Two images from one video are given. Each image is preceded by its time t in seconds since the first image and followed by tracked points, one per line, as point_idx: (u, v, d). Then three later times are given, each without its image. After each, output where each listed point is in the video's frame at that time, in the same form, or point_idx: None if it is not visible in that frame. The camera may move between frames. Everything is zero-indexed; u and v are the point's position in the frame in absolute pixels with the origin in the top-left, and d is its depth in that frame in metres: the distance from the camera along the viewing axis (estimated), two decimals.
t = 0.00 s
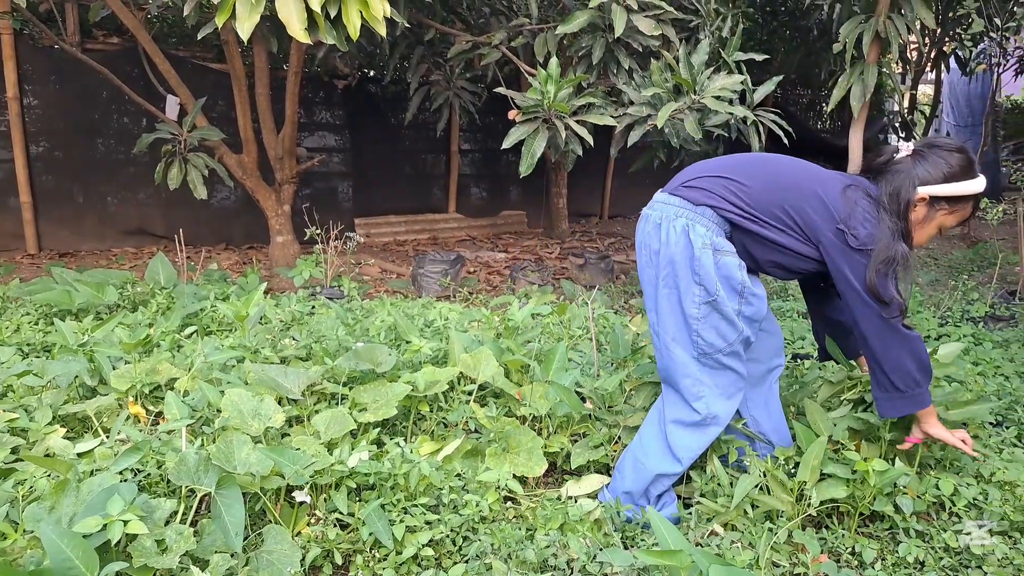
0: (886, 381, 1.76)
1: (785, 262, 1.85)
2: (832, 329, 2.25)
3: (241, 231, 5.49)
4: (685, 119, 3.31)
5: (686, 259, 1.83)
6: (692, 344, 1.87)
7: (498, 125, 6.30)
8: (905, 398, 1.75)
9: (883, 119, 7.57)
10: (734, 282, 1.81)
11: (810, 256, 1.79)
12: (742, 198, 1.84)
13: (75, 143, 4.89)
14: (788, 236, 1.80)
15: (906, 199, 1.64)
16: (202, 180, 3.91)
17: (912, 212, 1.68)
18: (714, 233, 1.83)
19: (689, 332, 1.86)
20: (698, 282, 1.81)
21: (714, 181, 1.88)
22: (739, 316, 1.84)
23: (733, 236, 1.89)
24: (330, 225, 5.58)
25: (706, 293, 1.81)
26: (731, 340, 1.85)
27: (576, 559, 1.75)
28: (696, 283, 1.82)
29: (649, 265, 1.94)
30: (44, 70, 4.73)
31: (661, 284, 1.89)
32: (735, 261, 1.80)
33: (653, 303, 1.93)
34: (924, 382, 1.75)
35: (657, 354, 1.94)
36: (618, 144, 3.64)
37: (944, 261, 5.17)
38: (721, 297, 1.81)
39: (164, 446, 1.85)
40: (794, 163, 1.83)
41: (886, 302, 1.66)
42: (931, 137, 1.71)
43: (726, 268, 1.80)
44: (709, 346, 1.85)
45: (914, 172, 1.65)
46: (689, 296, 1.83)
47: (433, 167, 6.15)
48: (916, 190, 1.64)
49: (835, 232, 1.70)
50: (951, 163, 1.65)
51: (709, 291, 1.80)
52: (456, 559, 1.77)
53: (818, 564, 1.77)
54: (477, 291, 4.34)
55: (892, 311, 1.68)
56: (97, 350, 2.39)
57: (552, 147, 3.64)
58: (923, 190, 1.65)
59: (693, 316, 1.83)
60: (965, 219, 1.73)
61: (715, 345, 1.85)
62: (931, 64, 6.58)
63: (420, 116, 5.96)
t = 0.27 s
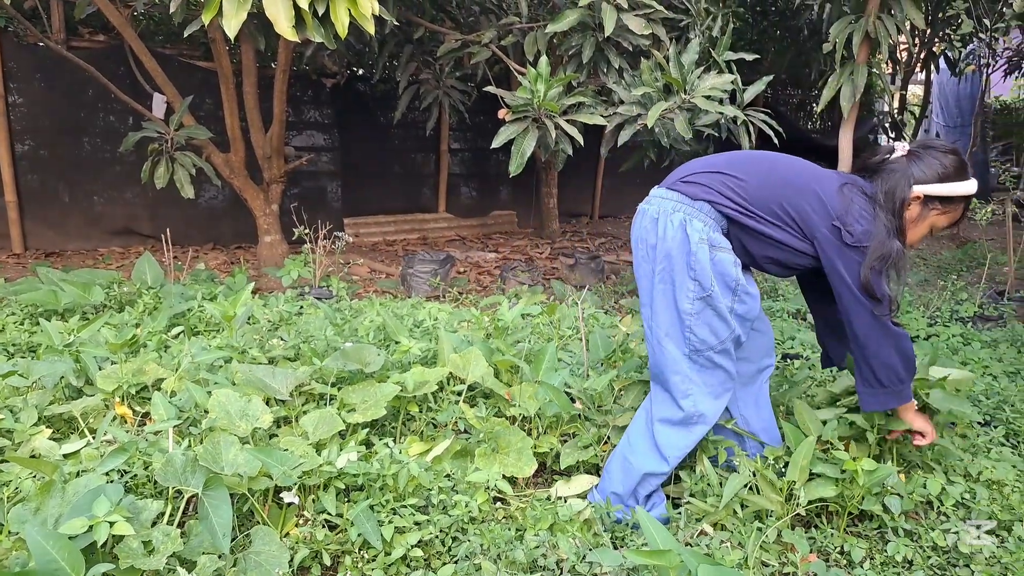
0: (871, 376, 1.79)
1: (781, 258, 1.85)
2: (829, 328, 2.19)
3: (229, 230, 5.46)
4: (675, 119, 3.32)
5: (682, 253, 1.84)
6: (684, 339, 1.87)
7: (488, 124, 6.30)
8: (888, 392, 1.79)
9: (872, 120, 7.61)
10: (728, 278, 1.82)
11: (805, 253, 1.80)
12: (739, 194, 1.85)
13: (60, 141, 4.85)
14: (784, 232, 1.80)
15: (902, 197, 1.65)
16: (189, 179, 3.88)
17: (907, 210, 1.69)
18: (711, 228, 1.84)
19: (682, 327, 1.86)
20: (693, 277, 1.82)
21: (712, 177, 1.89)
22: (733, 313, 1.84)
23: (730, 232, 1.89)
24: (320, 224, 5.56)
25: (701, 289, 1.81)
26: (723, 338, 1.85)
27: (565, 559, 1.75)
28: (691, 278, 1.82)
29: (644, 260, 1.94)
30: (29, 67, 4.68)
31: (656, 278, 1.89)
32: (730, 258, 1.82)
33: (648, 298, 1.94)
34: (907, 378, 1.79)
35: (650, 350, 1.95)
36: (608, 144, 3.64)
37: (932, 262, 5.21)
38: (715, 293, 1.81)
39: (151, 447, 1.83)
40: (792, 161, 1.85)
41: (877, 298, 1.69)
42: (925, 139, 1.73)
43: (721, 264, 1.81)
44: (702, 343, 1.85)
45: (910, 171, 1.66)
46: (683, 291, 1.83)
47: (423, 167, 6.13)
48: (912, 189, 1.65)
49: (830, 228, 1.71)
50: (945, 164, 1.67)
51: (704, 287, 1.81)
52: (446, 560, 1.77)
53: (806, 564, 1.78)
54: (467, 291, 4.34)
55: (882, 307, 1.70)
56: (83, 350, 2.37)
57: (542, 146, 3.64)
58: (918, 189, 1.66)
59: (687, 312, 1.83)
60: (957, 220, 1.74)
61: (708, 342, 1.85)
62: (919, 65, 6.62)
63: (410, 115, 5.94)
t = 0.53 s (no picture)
0: (849, 372, 1.78)
1: (769, 255, 1.86)
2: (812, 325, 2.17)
3: (222, 229, 5.45)
4: (669, 119, 3.32)
5: (671, 251, 1.84)
6: (673, 338, 1.87)
7: (483, 124, 6.30)
8: (866, 392, 1.78)
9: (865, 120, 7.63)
10: (717, 276, 1.82)
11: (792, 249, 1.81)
12: (728, 192, 1.85)
13: (53, 140, 4.83)
14: (773, 228, 1.81)
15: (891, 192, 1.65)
16: (182, 178, 3.87)
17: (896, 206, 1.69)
18: (700, 226, 1.84)
19: (671, 325, 1.86)
20: (681, 274, 1.82)
21: (701, 175, 1.90)
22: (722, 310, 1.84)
23: (719, 230, 1.90)
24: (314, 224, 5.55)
25: (689, 286, 1.81)
26: (713, 335, 1.85)
27: (558, 559, 1.75)
28: (679, 276, 1.83)
29: (635, 258, 1.95)
30: (22, 66, 4.66)
31: (646, 276, 1.90)
32: (719, 255, 1.82)
33: (638, 296, 1.94)
34: (886, 378, 1.77)
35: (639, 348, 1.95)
36: (602, 144, 3.65)
37: (925, 262, 5.23)
38: (704, 289, 1.81)
39: (142, 447, 1.83)
40: (780, 159, 1.86)
41: (863, 293, 1.69)
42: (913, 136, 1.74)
43: (710, 261, 1.81)
44: (691, 340, 1.85)
45: (899, 167, 1.67)
46: (672, 289, 1.83)
47: (417, 167, 6.13)
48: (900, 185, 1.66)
49: (816, 223, 1.72)
50: (933, 161, 1.68)
51: (692, 284, 1.81)
52: (439, 560, 1.77)
53: (798, 563, 1.79)
54: (461, 291, 4.34)
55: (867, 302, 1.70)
56: (75, 350, 2.36)
57: (536, 147, 3.64)
58: (907, 185, 1.66)
59: (676, 309, 1.84)
60: (945, 218, 1.75)
61: (697, 339, 1.85)
62: (912, 67, 6.65)
63: (404, 115, 5.94)
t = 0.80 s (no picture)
0: (815, 374, 1.80)
1: (756, 254, 1.87)
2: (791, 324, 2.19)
3: (217, 230, 5.44)
4: (663, 120, 3.33)
5: (659, 252, 1.85)
6: (662, 337, 1.88)
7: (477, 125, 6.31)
8: (831, 388, 1.80)
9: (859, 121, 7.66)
10: (706, 275, 1.83)
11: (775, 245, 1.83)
12: (714, 190, 1.86)
13: (47, 141, 4.81)
14: (758, 225, 1.82)
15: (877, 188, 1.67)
16: (177, 179, 3.86)
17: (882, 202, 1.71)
18: (687, 225, 1.85)
19: (660, 325, 1.87)
20: (669, 274, 1.83)
21: (687, 174, 1.90)
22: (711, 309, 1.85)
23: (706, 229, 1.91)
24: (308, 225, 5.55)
25: (677, 285, 1.82)
26: (701, 334, 1.86)
27: (552, 559, 1.76)
28: (667, 275, 1.83)
29: (623, 258, 1.96)
30: (15, 66, 4.65)
31: (634, 276, 1.90)
32: (707, 255, 1.82)
33: (626, 296, 1.95)
34: (852, 373, 1.80)
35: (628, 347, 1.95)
36: (596, 145, 3.66)
37: (919, 262, 5.25)
38: (692, 289, 1.82)
39: (137, 448, 1.83)
40: (765, 155, 1.86)
41: (841, 286, 1.70)
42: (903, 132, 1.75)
43: (698, 261, 1.82)
44: (679, 339, 1.86)
45: (886, 163, 1.69)
46: (660, 289, 1.84)
47: (412, 167, 6.13)
48: (887, 180, 1.68)
49: (799, 219, 1.73)
50: (922, 157, 1.69)
51: (680, 283, 1.82)
52: (433, 560, 1.77)
53: (792, 562, 1.80)
54: (456, 291, 4.34)
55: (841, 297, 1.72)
56: (69, 351, 2.35)
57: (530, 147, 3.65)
58: (894, 182, 1.68)
59: (664, 309, 1.84)
60: (933, 215, 1.76)
61: (685, 338, 1.86)
62: (905, 68, 6.68)
63: (399, 115, 5.95)
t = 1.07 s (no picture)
0: (812, 368, 1.81)
1: (749, 254, 1.88)
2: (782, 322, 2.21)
3: (213, 230, 5.43)
4: (659, 120, 3.34)
5: (652, 253, 1.85)
6: (655, 339, 1.88)
7: (474, 125, 6.32)
8: (830, 384, 1.81)
9: (855, 121, 7.68)
10: (698, 275, 1.84)
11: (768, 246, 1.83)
12: (707, 191, 1.86)
13: (43, 140, 4.80)
14: (751, 226, 1.83)
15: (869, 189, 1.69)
16: (173, 179, 3.85)
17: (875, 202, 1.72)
18: (679, 226, 1.86)
19: (653, 326, 1.87)
20: (663, 275, 1.83)
21: (679, 175, 1.91)
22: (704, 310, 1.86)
23: (698, 230, 1.91)
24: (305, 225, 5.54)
25: (671, 286, 1.83)
26: (695, 335, 1.87)
27: (548, 559, 1.76)
28: (660, 277, 1.84)
29: (616, 260, 1.96)
30: (10, 66, 4.63)
31: (627, 277, 1.91)
32: (700, 256, 1.85)
33: (619, 297, 1.95)
34: (847, 371, 1.82)
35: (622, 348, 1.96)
36: (593, 145, 3.66)
37: (914, 263, 5.27)
38: (685, 290, 1.83)
39: (132, 448, 1.83)
40: (757, 156, 1.87)
41: (836, 288, 1.71)
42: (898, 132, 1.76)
43: (691, 262, 1.84)
44: (673, 341, 1.86)
45: (880, 164, 1.70)
46: (654, 290, 1.84)
47: (409, 167, 6.13)
48: (880, 181, 1.69)
49: (791, 220, 1.74)
50: (917, 159, 1.70)
51: (674, 285, 1.82)
52: (429, 560, 1.77)
53: (787, 562, 1.81)
54: (452, 291, 4.34)
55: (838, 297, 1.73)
56: (64, 351, 2.35)
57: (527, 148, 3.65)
58: (887, 182, 1.69)
59: (658, 310, 1.85)
60: (927, 215, 1.77)
61: (679, 340, 1.86)
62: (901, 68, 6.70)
63: (396, 115, 5.95)
